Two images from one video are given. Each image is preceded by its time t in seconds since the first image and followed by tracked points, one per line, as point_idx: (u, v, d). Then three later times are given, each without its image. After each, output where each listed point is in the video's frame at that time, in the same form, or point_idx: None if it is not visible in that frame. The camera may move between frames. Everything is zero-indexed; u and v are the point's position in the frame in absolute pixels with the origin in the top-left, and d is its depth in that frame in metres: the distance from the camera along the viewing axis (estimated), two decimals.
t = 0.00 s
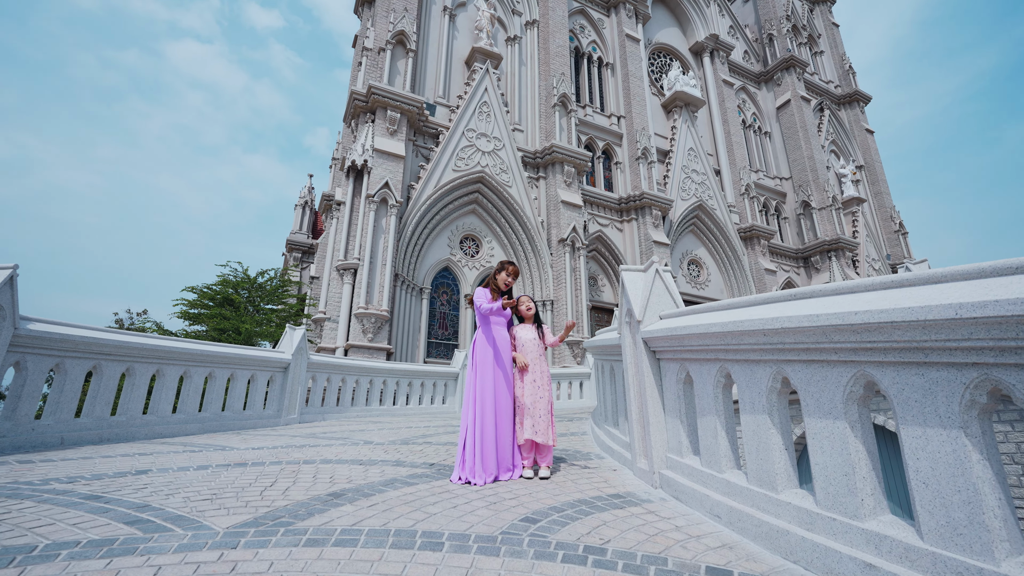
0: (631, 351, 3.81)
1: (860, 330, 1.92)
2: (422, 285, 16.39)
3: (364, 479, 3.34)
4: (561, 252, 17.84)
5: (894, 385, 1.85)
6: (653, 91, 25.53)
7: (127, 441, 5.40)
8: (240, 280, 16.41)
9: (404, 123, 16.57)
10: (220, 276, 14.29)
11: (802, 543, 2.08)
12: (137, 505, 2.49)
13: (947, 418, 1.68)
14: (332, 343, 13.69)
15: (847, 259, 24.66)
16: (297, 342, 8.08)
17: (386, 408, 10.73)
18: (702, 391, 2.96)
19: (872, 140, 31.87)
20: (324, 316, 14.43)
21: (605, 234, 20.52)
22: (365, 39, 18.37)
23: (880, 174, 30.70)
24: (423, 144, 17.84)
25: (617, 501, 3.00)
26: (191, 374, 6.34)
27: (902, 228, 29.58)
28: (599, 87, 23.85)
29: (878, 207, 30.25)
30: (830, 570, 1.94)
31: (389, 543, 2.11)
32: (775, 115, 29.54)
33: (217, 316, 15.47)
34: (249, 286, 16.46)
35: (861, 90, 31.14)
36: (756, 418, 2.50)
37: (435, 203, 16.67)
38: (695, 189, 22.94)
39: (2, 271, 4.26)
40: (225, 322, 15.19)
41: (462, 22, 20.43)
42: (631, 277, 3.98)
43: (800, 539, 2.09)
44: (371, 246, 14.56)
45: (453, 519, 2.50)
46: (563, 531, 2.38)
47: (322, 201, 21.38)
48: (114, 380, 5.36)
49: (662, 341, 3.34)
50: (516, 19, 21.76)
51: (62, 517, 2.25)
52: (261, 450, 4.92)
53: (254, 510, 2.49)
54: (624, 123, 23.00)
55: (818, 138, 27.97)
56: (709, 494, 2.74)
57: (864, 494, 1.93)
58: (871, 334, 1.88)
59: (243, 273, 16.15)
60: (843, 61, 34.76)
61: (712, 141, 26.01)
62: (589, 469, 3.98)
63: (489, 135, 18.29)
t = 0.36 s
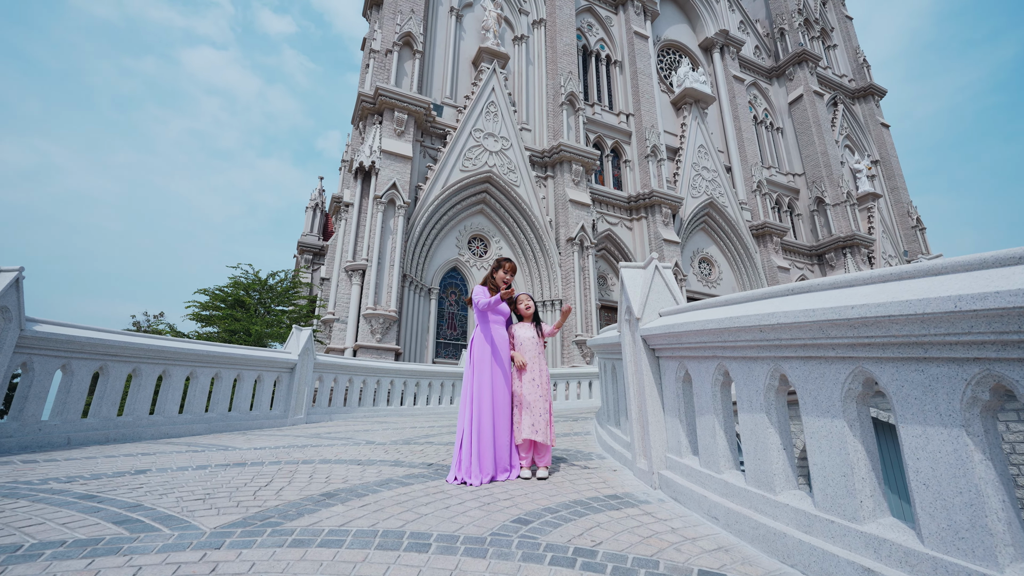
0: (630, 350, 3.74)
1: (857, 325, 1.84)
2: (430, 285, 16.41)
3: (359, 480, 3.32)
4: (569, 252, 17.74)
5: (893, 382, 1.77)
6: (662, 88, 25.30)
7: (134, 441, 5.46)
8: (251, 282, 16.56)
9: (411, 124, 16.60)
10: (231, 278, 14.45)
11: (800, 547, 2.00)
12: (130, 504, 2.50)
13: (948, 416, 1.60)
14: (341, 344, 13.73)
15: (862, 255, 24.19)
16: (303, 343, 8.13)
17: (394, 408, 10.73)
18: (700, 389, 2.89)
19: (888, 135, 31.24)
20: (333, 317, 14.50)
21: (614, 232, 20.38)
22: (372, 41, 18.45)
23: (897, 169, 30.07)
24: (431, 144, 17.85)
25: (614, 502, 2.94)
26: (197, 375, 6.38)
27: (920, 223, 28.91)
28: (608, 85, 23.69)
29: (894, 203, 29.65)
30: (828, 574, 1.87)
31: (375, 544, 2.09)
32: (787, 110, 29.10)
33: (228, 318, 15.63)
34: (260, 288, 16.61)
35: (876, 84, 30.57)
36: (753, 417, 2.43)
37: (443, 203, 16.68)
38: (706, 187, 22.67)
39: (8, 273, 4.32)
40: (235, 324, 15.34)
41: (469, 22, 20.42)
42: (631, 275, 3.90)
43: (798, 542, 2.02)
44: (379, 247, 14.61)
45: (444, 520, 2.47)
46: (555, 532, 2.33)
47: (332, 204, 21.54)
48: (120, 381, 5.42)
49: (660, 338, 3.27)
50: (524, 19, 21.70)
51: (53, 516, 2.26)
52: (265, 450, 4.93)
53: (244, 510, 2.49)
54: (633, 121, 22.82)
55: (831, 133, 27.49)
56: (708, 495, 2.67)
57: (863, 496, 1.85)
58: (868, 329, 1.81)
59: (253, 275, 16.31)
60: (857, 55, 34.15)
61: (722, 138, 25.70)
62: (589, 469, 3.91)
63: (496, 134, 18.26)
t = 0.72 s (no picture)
0: (629, 349, 3.68)
1: (853, 320, 1.78)
2: (437, 286, 16.43)
3: (355, 480, 3.31)
4: (577, 251, 17.64)
5: (890, 380, 1.70)
6: (670, 86, 25.10)
7: (139, 442, 5.51)
8: (260, 284, 16.71)
9: (417, 125, 16.63)
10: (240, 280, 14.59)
11: (795, 549, 1.94)
12: (123, 505, 2.50)
13: (947, 414, 1.53)
14: (349, 345, 13.78)
15: (876, 252, 23.76)
16: (309, 344, 8.16)
17: (401, 409, 10.74)
18: (698, 388, 2.83)
19: (902, 129, 30.67)
20: (341, 319, 14.57)
21: (622, 231, 20.25)
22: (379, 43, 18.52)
23: (911, 164, 29.50)
24: (437, 146, 17.87)
25: (610, 503, 2.88)
26: (202, 376, 6.43)
27: (936, 219, 28.32)
28: (615, 84, 23.55)
29: (909, 198, 29.09)
30: None
31: (361, 545, 2.06)
32: (798, 106, 28.71)
33: (238, 320, 15.79)
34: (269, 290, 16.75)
35: (889, 78, 30.05)
36: (750, 416, 2.37)
37: (449, 204, 16.69)
38: (715, 184, 22.43)
39: (13, 276, 4.40)
40: (245, 326, 15.47)
41: (475, 23, 20.43)
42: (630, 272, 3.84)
43: (794, 544, 1.95)
44: (386, 248, 14.65)
45: (435, 521, 2.44)
46: (546, 534, 2.29)
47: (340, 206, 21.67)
48: (126, 383, 5.48)
49: (658, 337, 3.21)
50: (529, 18, 21.65)
51: (45, 516, 2.26)
52: (267, 451, 4.93)
53: (235, 511, 2.48)
54: (641, 119, 22.67)
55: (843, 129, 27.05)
56: (704, 496, 2.62)
57: (860, 497, 1.78)
58: (864, 324, 1.74)
59: (263, 278, 16.45)
60: (869, 49, 33.62)
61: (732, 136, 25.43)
62: (588, 470, 3.86)
63: (502, 135, 18.24)
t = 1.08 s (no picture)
0: (630, 348, 3.64)
1: (850, 316, 1.73)
2: (447, 286, 16.48)
3: (356, 479, 3.32)
4: (587, 250, 17.54)
5: (888, 377, 1.65)
6: (681, 81, 24.83)
7: (151, 442, 5.61)
8: (273, 286, 16.93)
9: (426, 126, 16.67)
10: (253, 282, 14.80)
11: (794, 550, 1.89)
12: (126, 504, 2.54)
13: (946, 412, 1.48)
14: (360, 345, 13.86)
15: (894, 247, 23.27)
16: (319, 344, 8.22)
17: (410, 408, 10.79)
18: (698, 386, 2.78)
19: (920, 122, 29.97)
20: (352, 319, 14.66)
21: (633, 229, 20.10)
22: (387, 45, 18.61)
23: (930, 157, 28.81)
24: (446, 146, 17.89)
25: (609, 503, 2.85)
26: (213, 376, 6.51)
27: (957, 213, 27.61)
28: (625, 81, 23.38)
29: (928, 192, 28.43)
30: None
31: (355, 544, 2.07)
32: (813, 100, 28.21)
33: (251, 321, 16.02)
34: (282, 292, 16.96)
35: (907, 69, 29.41)
36: (750, 414, 2.32)
37: (458, 204, 16.72)
38: (727, 181, 22.16)
39: (25, 280, 4.53)
40: (258, 327, 15.67)
41: (483, 23, 20.42)
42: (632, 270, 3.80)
43: (792, 545, 1.90)
44: (396, 248, 14.72)
45: (432, 520, 2.44)
46: (542, 533, 2.27)
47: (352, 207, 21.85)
48: (138, 384, 5.58)
49: (659, 334, 3.16)
50: (538, 17, 21.58)
51: (48, 515, 2.30)
52: (276, 451, 4.98)
53: (234, 510, 2.51)
54: (651, 116, 22.47)
55: (859, 122, 26.52)
56: (704, 496, 2.58)
57: (859, 497, 1.73)
58: (863, 319, 1.69)
59: (275, 279, 16.66)
60: (885, 40, 32.92)
61: (744, 131, 25.08)
62: (591, 469, 3.83)
63: (511, 134, 18.21)
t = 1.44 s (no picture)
0: (634, 348, 3.61)
1: (849, 314, 1.69)
2: (458, 287, 16.54)
3: (360, 480, 3.35)
4: (598, 250, 17.45)
5: (889, 376, 1.61)
6: (692, 78, 24.58)
7: (165, 443, 5.72)
8: (287, 288, 17.15)
9: (436, 128, 16.75)
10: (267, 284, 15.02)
11: (794, 553, 1.86)
12: (135, 502, 2.60)
13: (948, 412, 1.43)
14: (372, 347, 13.97)
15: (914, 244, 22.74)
16: (330, 346, 8.29)
17: (422, 409, 10.85)
18: (701, 386, 2.74)
19: (940, 115, 29.29)
20: (364, 321, 14.78)
21: (645, 228, 19.96)
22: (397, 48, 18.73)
23: (951, 150, 28.13)
24: (456, 147, 17.95)
25: (612, 503, 2.83)
26: (226, 378, 6.62)
27: (980, 208, 26.89)
28: (635, 79, 23.22)
29: (949, 186, 27.74)
30: None
31: (354, 543, 2.09)
32: (828, 95, 27.73)
33: (265, 323, 16.26)
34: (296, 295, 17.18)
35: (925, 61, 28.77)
36: (751, 414, 2.28)
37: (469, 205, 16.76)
38: (740, 178, 21.88)
39: (43, 285, 4.66)
40: (272, 329, 15.89)
41: (492, 24, 20.46)
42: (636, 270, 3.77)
43: (792, 548, 1.87)
44: (406, 250, 14.80)
45: (431, 521, 2.45)
46: (541, 534, 2.27)
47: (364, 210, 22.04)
48: (152, 385, 5.70)
49: (662, 334, 3.13)
50: (547, 17, 21.53)
51: (60, 513, 2.37)
52: (286, 451, 5.04)
53: (238, 509, 2.55)
54: (662, 114, 22.30)
55: (877, 116, 25.99)
56: (707, 497, 2.54)
57: (861, 499, 1.69)
58: (861, 318, 1.65)
59: (289, 282, 16.88)
60: (903, 32, 32.25)
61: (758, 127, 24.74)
62: (596, 469, 3.81)
63: (521, 134, 18.21)
